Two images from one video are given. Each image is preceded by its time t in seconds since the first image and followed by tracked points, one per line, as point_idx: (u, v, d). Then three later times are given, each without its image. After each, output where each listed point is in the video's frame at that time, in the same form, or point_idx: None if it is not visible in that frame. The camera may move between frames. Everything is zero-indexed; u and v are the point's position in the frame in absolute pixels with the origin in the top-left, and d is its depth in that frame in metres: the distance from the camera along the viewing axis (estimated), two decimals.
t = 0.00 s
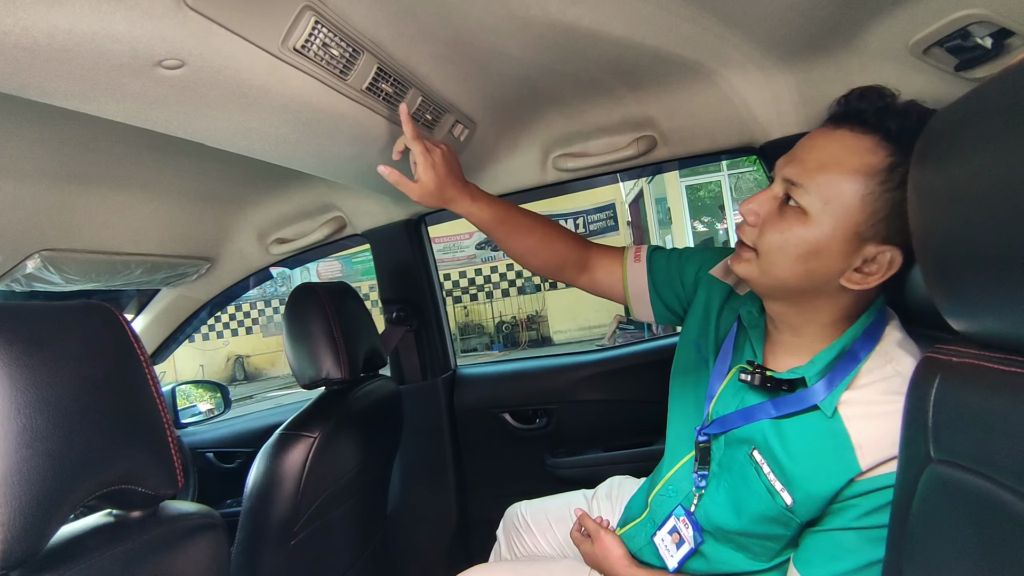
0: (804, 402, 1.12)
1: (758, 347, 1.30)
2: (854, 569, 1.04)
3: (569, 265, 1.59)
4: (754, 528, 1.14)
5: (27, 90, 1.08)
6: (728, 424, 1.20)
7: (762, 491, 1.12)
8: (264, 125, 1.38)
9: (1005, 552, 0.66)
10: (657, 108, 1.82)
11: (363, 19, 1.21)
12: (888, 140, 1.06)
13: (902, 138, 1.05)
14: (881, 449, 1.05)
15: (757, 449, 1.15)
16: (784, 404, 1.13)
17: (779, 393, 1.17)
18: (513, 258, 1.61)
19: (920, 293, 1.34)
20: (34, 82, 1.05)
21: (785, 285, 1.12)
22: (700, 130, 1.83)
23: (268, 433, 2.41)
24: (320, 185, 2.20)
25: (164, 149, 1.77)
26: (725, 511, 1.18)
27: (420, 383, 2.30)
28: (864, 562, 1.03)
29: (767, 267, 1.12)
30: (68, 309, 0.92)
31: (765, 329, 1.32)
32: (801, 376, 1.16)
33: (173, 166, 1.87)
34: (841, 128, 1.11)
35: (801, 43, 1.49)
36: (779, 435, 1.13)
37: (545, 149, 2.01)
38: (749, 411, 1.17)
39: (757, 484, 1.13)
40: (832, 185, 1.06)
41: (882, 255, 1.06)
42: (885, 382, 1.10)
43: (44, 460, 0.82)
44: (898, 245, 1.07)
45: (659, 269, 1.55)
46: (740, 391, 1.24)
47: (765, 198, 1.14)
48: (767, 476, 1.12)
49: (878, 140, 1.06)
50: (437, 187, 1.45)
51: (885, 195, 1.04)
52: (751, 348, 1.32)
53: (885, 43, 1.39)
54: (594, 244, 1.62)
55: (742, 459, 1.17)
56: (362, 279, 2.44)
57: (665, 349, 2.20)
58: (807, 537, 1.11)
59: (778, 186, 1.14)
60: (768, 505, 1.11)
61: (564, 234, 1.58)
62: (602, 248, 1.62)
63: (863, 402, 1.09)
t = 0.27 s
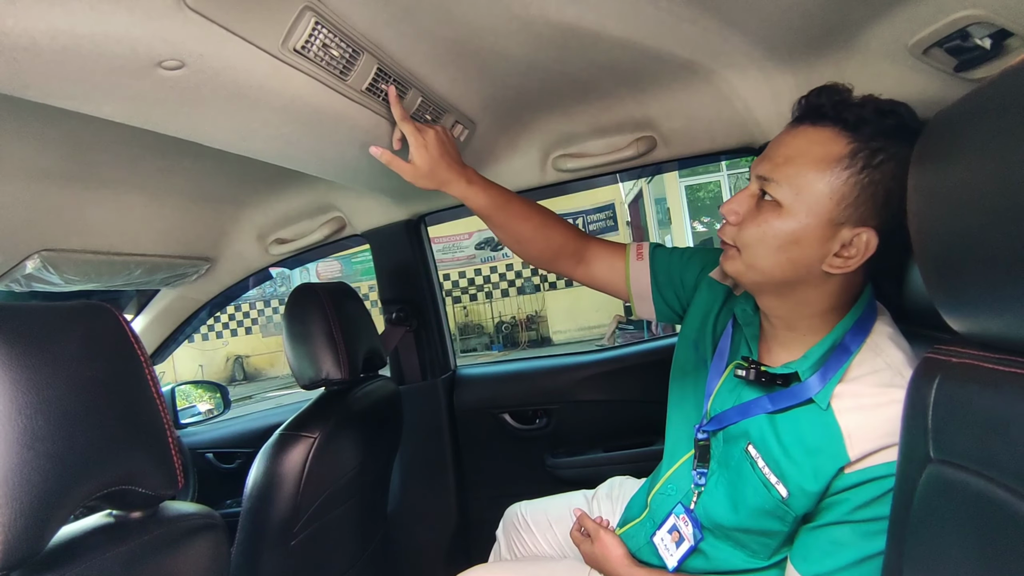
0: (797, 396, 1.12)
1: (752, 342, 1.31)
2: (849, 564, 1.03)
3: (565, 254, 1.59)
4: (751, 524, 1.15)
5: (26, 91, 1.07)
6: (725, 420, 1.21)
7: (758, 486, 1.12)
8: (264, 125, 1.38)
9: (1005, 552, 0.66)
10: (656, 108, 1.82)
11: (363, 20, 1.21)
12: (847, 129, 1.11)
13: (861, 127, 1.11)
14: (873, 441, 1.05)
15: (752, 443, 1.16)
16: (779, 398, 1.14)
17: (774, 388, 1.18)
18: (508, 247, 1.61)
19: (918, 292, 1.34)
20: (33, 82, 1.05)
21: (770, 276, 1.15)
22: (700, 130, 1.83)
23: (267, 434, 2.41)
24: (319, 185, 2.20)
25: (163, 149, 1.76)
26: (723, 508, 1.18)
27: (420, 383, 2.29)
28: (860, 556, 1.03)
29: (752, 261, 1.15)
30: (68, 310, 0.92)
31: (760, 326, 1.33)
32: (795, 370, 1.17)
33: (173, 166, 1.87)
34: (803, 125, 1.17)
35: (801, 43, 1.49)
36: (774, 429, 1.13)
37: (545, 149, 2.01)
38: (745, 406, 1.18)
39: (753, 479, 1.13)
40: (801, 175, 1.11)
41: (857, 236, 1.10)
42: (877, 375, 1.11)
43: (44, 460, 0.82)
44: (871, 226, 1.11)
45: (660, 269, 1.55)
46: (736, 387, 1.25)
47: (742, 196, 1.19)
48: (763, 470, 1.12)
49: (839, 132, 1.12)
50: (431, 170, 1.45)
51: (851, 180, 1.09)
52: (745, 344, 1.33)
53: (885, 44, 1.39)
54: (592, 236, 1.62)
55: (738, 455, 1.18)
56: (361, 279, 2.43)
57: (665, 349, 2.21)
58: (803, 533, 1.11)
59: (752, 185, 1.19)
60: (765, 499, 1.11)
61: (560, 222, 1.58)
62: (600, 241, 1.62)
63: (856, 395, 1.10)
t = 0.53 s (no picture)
0: (801, 398, 1.13)
1: (757, 344, 1.31)
2: (849, 566, 1.03)
3: (569, 253, 1.60)
4: (752, 524, 1.15)
5: (24, 89, 1.07)
6: (727, 420, 1.20)
7: (759, 486, 1.13)
8: (263, 124, 1.38)
9: (1004, 551, 0.66)
10: (656, 108, 1.82)
11: (363, 19, 1.21)
12: (855, 129, 1.12)
13: (868, 128, 1.11)
14: (875, 444, 1.05)
15: (754, 445, 1.16)
16: (782, 400, 1.14)
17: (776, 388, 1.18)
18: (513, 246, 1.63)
19: (919, 292, 1.35)
20: (32, 81, 1.04)
21: (776, 277, 1.15)
22: (699, 129, 1.83)
23: (266, 433, 2.40)
24: (318, 184, 2.20)
25: (162, 148, 1.76)
26: (724, 507, 1.18)
27: (419, 383, 2.29)
28: (860, 558, 1.03)
29: (758, 261, 1.15)
30: (68, 309, 0.92)
31: (763, 326, 1.34)
32: (798, 371, 1.16)
33: (171, 165, 1.86)
34: (811, 125, 1.17)
35: (800, 43, 1.49)
36: (777, 431, 1.14)
37: (544, 149, 2.01)
38: (748, 406, 1.18)
39: (754, 479, 1.14)
40: (809, 176, 1.11)
41: (864, 238, 1.11)
42: (880, 378, 1.11)
43: (44, 460, 0.82)
44: (877, 227, 1.12)
45: (663, 268, 1.56)
46: (738, 388, 1.25)
47: (748, 196, 1.19)
48: (764, 471, 1.13)
49: (846, 132, 1.13)
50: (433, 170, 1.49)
51: (859, 180, 1.09)
52: (748, 344, 1.34)
53: (884, 44, 1.39)
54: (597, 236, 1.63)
55: (740, 455, 1.18)
56: (360, 278, 2.43)
57: (664, 348, 2.21)
58: (803, 534, 1.12)
59: (759, 184, 1.19)
60: (766, 499, 1.12)
61: (564, 221, 1.59)
62: (605, 240, 1.62)
63: (858, 397, 1.10)
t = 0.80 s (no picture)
0: (793, 393, 1.13)
1: (751, 341, 1.32)
2: (842, 562, 1.03)
3: (573, 269, 1.66)
4: (746, 519, 1.15)
5: (18, 85, 1.07)
6: (722, 416, 1.22)
7: (752, 481, 1.13)
8: (260, 120, 1.37)
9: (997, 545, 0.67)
10: (652, 105, 1.82)
11: (359, 15, 1.20)
12: (851, 129, 1.12)
13: (865, 127, 1.11)
14: (867, 437, 1.06)
15: (748, 440, 1.17)
16: (774, 395, 1.15)
17: (769, 384, 1.19)
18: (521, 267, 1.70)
19: (914, 289, 1.35)
20: (26, 77, 1.04)
21: (770, 275, 1.16)
22: (696, 127, 1.83)
23: (263, 431, 2.40)
24: (315, 181, 2.19)
25: (158, 145, 1.76)
26: (718, 502, 1.19)
27: (416, 381, 2.29)
28: (852, 554, 1.03)
29: (753, 259, 1.16)
30: (65, 306, 0.92)
31: (758, 324, 1.34)
32: (790, 367, 1.19)
33: (167, 161, 1.86)
34: (807, 123, 1.17)
35: (797, 40, 1.49)
36: (769, 425, 1.15)
37: (541, 146, 2.01)
38: (742, 403, 1.19)
39: (747, 474, 1.14)
40: (805, 175, 1.11)
41: (858, 237, 1.11)
42: (872, 374, 1.11)
43: (39, 456, 0.82)
44: (871, 226, 1.12)
45: (657, 274, 1.59)
46: (733, 384, 1.26)
47: (744, 193, 1.19)
48: (757, 466, 1.13)
49: (843, 131, 1.13)
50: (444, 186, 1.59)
51: (855, 180, 1.10)
52: (744, 340, 1.35)
53: (881, 42, 1.39)
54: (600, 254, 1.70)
55: (735, 451, 1.18)
56: (357, 276, 2.43)
57: (660, 345, 2.21)
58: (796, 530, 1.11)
59: (755, 182, 1.19)
60: (759, 495, 1.12)
61: (569, 242, 1.67)
62: (607, 257, 1.68)
63: (851, 392, 1.10)
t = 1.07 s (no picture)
0: (779, 380, 1.15)
1: (740, 332, 1.34)
2: (826, 548, 1.02)
3: (570, 267, 1.66)
4: (737, 507, 1.17)
5: (10, 77, 1.06)
6: (713, 406, 1.23)
7: (742, 468, 1.15)
8: (254, 114, 1.36)
9: (987, 536, 0.68)
10: (648, 100, 1.82)
11: (354, 8, 1.20)
12: (816, 119, 1.16)
13: (829, 117, 1.15)
14: (849, 421, 1.06)
15: (737, 428, 1.18)
16: (761, 382, 1.17)
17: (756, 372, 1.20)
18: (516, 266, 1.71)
19: (907, 284, 1.36)
20: (19, 69, 1.03)
21: (749, 263, 1.20)
22: (692, 122, 1.83)
23: (259, 426, 2.40)
24: (310, 176, 2.18)
25: (151, 138, 1.74)
26: (710, 491, 1.21)
27: (412, 376, 2.29)
28: (837, 540, 1.01)
29: (731, 248, 1.20)
30: (59, 300, 0.92)
31: (749, 317, 1.35)
32: (776, 356, 1.20)
33: (161, 155, 1.85)
34: (778, 117, 1.22)
35: (792, 36, 1.49)
36: (757, 413, 1.16)
37: (537, 141, 2.01)
38: (731, 392, 1.21)
39: (737, 461, 1.16)
40: (773, 165, 1.16)
41: (828, 221, 1.14)
42: (854, 362, 1.12)
43: (32, 451, 0.81)
44: (841, 211, 1.15)
45: (655, 273, 1.59)
46: (724, 375, 1.28)
47: (723, 187, 1.24)
48: (746, 453, 1.15)
49: (810, 123, 1.17)
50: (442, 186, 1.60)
51: (821, 167, 1.13)
52: (734, 332, 1.37)
53: (876, 38, 1.40)
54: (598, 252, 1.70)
55: (725, 440, 1.20)
56: (352, 272, 2.42)
57: (656, 341, 2.21)
58: (784, 519, 1.10)
59: (733, 177, 1.24)
60: (748, 480, 1.14)
61: (565, 240, 1.68)
62: (605, 256, 1.68)
63: (836, 379, 1.11)
